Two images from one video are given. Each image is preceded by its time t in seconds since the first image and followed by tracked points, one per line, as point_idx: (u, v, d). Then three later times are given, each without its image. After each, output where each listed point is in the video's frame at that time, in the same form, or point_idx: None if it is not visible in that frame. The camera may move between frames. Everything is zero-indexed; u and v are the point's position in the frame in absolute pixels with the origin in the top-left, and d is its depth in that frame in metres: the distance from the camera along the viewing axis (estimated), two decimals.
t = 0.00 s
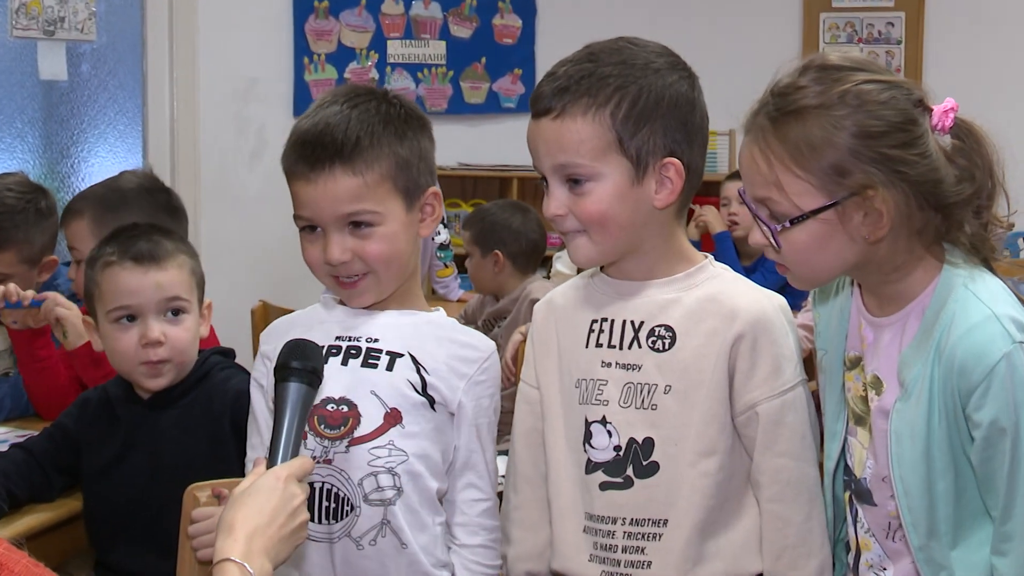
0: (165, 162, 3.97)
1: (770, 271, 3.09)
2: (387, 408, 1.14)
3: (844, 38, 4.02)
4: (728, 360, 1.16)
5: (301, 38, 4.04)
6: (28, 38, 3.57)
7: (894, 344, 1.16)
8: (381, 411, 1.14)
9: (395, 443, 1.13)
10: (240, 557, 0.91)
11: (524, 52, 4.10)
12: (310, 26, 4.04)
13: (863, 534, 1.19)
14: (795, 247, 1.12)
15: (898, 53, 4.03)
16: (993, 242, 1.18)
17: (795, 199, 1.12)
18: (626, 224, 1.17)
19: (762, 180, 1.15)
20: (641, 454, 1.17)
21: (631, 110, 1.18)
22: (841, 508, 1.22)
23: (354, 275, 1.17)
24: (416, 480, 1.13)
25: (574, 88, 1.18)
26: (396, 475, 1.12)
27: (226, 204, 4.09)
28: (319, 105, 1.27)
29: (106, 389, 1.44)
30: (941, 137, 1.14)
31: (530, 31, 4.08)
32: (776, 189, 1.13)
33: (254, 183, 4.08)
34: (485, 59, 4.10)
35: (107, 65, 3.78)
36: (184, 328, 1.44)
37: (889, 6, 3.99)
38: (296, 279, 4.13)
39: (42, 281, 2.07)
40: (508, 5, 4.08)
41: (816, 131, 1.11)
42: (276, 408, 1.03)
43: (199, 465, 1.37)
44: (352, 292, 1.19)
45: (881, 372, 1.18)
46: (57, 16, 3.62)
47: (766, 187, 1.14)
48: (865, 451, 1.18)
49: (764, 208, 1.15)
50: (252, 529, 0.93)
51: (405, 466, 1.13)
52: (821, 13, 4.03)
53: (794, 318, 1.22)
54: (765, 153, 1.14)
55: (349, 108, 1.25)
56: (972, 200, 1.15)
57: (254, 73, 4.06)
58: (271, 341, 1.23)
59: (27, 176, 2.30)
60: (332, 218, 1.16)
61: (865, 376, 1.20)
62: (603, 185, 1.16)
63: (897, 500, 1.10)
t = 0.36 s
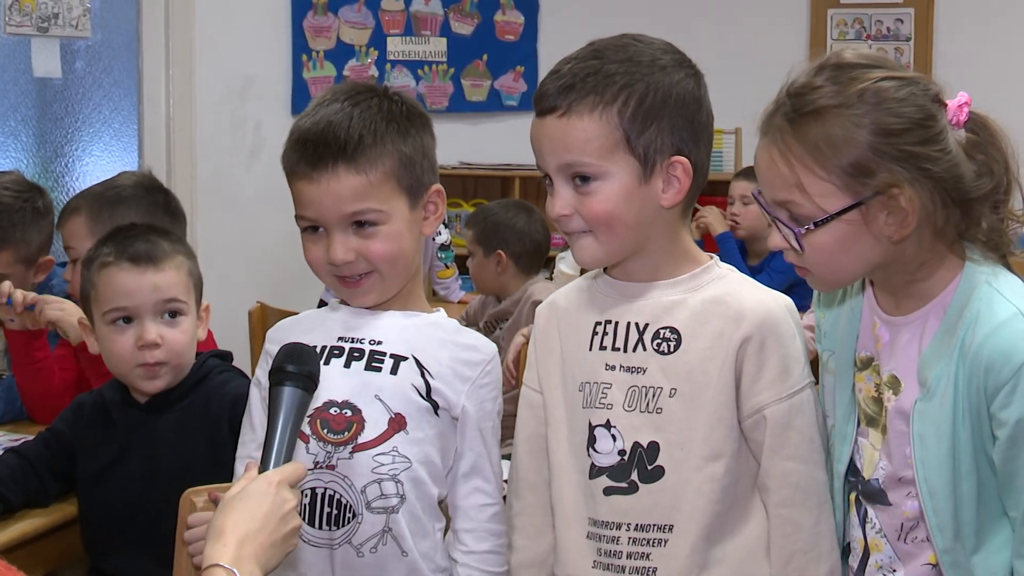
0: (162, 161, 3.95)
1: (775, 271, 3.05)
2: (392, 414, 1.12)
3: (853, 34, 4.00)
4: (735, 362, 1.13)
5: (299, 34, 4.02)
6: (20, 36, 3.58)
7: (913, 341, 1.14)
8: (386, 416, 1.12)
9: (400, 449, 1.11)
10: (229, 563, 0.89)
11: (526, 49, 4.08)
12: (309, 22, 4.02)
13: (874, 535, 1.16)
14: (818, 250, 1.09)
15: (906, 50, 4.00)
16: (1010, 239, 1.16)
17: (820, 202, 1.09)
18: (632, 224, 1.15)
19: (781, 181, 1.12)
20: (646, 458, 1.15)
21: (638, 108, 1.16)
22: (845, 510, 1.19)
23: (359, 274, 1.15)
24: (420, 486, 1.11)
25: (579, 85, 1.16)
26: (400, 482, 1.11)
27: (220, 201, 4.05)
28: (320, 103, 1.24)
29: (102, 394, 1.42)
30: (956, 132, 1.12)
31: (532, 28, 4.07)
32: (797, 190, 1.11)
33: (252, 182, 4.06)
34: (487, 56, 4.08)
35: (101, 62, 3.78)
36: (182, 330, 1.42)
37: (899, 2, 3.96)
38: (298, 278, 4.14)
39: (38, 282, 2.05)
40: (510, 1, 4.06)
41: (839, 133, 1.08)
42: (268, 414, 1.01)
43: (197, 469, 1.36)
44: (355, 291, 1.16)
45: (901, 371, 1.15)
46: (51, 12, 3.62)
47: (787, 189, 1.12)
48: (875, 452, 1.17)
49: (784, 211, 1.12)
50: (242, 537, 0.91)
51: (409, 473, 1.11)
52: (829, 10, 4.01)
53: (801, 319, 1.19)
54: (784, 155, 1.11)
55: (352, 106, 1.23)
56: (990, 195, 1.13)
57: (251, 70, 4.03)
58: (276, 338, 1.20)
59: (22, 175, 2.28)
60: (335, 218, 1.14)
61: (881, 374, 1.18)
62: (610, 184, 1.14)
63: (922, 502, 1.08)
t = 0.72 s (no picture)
0: (156, 159, 3.94)
1: (783, 272, 3.08)
2: (369, 418, 1.10)
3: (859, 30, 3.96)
4: (739, 362, 1.11)
5: (296, 31, 4.01)
6: (12, 30, 3.58)
7: (931, 328, 1.13)
8: (364, 420, 1.10)
9: (375, 452, 1.09)
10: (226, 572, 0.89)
11: (527, 45, 4.05)
12: (305, 18, 4.01)
13: (877, 528, 1.14)
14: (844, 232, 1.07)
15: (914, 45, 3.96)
16: None
17: (852, 180, 1.07)
18: (635, 221, 1.13)
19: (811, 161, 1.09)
20: (648, 461, 1.13)
21: (640, 105, 1.14)
22: (845, 504, 1.17)
23: (355, 286, 1.13)
24: (395, 492, 1.09)
25: (580, 88, 1.14)
26: (375, 486, 1.09)
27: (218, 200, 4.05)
28: (317, 108, 1.22)
29: (95, 395, 1.42)
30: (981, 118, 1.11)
31: (533, 23, 4.03)
32: (828, 169, 1.08)
33: (247, 180, 4.05)
34: (487, 52, 4.06)
35: (94, 58, 3.75)
36: (171, 333, 1.42)
37: None
38: (295, 279, 4.11)
39: (33, 284, 2.03)
40: None
41: (872, 112, 1.06)
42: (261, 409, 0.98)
43: (192, 471, 1.36)
44: (353, 301, 1.15)
45: (921, 359, 1.13)
46: (43, 8, 3.61)
47: (817, 169, 1.09)
48: (881, 444, 1.15)
49: (815, 193, 1.09)
50: (239, 544, 0.90)
51: (384, 477, 1.09)
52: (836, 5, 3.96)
53: (805, 318, 1.17)
54: (815, 134, 1.09)
55: (349, 113, 1.20)
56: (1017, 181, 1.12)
57: (247, 66, 4.02)
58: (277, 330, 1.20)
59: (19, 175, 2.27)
60: (330, 233, 1.12)
61: (898, 361, 1.16)
62: (611, 181, 1.12)
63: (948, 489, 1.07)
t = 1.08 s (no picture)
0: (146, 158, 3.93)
1: (791, 271, 3.29)
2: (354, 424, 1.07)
3: (862, 24, 3.97)
4: (735, 362, 1.10)
5: (289, 25, 3.96)
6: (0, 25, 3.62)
7: (946, 313, 1.12)
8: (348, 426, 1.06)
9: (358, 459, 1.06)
10: (284, 546, 0.84)
11: (524, 40, 4.02)
12: (299, 13, 3.96)
13: (881, 523, 1.14)
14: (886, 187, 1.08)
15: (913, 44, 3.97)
16: None
17: (900, 135, 1.08)
18: (632, 221, 1.11)
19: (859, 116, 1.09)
20: (643, 462, 1.11)
21: (638, 100, 1.12)
22: (845, 502, 1.17)
23: (345, 283, 1.11)
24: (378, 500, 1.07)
25: (576, 78, 1.12)
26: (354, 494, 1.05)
27: (209, 199, 4.02)
28: (307, 103, 1.21)
29: (85, 399, 1.41)
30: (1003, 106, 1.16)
31: (531, 19, 4.01)
32: (877, 122, 1.08)
33: (240, 178, 4.02)
34: (484, 48, 4.03)
35: (83, 54, 3.76)
36: (160, 334, 1.41)
37: None
38: (287, 278, 4.08)
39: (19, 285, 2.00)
40: None
41: (926, 69, 1.08)
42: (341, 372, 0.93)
43: (184, 475, 1.36)
44: (343, 299, 1.13)
45: (932, 343, 1.13)
46: (32, 2, 3.64)
47: (862, 124, 1.09)
48: (875, 435, 1.16)
49: (858, 149, 1.09)
50: (299, 520, 0.86)
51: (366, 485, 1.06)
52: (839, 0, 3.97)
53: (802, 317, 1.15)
54: (868, 86, 1.09)
55: (339, 107, 1.19)
56: None
57: (238, 63, 3.99)
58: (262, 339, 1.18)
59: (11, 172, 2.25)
60: (318, 226, 1.10)
61: (909, 348, 1.15)
62: (608, 179, 1.10)
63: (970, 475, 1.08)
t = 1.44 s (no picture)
0: (134, 157, 3.89)
1: (786, 272, 3.38)
2: (347, 432, 1.07)
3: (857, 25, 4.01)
4: (714, 364, 1.10)
5: (279, 26, 3.95)
6: None
7: (942, 309, 1.13)
8: (341, 434, 1.06)
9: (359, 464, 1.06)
10: (336, 527, 0.91)
11: (516, 41, 4.03)
12: (288, 14, 3.94)
13: (874, 523, 1.15)
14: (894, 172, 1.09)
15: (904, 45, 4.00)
16: None
17: (908, 121, 1.10)
18: (619, 225, 1.11)
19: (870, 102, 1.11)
20: (621, 466, 1.12)
21: (625, 103, 1.13)
22: (838, 502, 1.18)
23: (341, 277, 1.10)
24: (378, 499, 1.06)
25: (562, 80, 1.12)
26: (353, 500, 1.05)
27: (199, 203, 4.00)
28: (277, 99, 1.19)
29: (71, 403, 1.42)
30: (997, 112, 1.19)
31: (522, 20, 4.01)
32: (886, 108, 1.10)
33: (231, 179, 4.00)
34: (475, 48, 4.03)
35: (71, 55, 3.74)
36: (146, 338, 1.41)
37: None
38: (275, 276, 4.07)
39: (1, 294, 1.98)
40: None
41: (937, 57, 1.11)
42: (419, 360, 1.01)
43: (172, 478, 1.36)
44: (336, 294, 1.12)
45: (927, 339, 1.14)
46: (19, 4, 3.61)
47: (870, 109, 1.10)
48: (870, 435, 1.17)
49: (864, 136, 1.10)
50: (356, 499, 0.92)
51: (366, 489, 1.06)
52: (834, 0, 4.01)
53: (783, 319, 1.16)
54: (878, 72, 1.11)
55: (316, 99, 1.17)
56: None
57: (229, 62, 3.97)
58: (243, 346, 1.18)
59: None
60: (320, 217, 1.09)
61: (902, 345, 1.16)
62: (594, 183, 1.10)
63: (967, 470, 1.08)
